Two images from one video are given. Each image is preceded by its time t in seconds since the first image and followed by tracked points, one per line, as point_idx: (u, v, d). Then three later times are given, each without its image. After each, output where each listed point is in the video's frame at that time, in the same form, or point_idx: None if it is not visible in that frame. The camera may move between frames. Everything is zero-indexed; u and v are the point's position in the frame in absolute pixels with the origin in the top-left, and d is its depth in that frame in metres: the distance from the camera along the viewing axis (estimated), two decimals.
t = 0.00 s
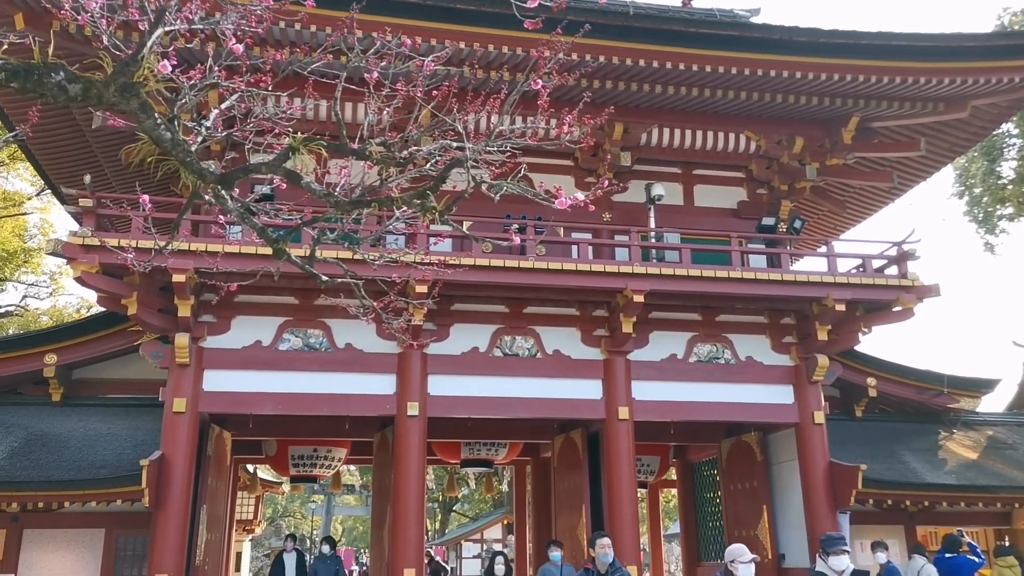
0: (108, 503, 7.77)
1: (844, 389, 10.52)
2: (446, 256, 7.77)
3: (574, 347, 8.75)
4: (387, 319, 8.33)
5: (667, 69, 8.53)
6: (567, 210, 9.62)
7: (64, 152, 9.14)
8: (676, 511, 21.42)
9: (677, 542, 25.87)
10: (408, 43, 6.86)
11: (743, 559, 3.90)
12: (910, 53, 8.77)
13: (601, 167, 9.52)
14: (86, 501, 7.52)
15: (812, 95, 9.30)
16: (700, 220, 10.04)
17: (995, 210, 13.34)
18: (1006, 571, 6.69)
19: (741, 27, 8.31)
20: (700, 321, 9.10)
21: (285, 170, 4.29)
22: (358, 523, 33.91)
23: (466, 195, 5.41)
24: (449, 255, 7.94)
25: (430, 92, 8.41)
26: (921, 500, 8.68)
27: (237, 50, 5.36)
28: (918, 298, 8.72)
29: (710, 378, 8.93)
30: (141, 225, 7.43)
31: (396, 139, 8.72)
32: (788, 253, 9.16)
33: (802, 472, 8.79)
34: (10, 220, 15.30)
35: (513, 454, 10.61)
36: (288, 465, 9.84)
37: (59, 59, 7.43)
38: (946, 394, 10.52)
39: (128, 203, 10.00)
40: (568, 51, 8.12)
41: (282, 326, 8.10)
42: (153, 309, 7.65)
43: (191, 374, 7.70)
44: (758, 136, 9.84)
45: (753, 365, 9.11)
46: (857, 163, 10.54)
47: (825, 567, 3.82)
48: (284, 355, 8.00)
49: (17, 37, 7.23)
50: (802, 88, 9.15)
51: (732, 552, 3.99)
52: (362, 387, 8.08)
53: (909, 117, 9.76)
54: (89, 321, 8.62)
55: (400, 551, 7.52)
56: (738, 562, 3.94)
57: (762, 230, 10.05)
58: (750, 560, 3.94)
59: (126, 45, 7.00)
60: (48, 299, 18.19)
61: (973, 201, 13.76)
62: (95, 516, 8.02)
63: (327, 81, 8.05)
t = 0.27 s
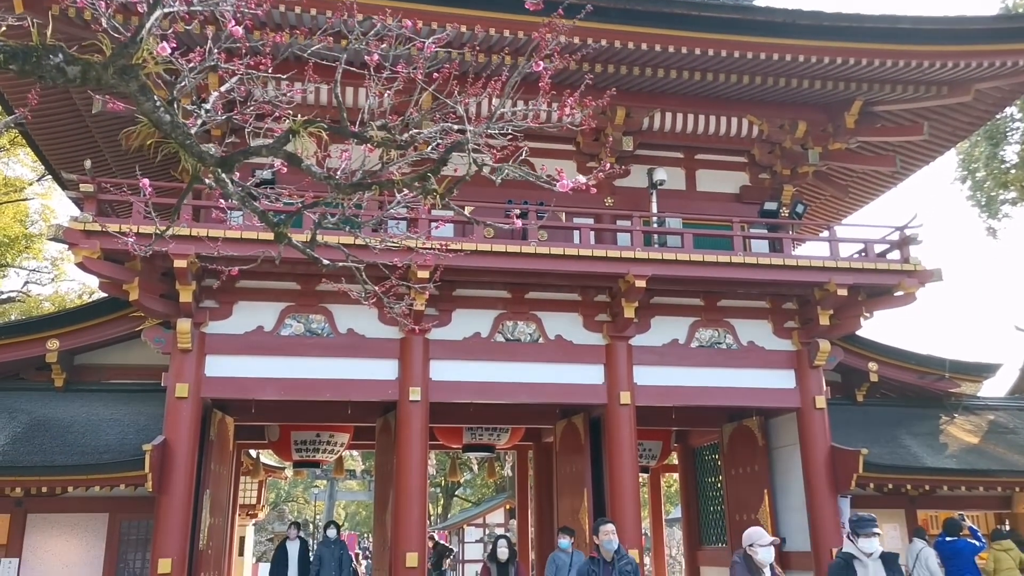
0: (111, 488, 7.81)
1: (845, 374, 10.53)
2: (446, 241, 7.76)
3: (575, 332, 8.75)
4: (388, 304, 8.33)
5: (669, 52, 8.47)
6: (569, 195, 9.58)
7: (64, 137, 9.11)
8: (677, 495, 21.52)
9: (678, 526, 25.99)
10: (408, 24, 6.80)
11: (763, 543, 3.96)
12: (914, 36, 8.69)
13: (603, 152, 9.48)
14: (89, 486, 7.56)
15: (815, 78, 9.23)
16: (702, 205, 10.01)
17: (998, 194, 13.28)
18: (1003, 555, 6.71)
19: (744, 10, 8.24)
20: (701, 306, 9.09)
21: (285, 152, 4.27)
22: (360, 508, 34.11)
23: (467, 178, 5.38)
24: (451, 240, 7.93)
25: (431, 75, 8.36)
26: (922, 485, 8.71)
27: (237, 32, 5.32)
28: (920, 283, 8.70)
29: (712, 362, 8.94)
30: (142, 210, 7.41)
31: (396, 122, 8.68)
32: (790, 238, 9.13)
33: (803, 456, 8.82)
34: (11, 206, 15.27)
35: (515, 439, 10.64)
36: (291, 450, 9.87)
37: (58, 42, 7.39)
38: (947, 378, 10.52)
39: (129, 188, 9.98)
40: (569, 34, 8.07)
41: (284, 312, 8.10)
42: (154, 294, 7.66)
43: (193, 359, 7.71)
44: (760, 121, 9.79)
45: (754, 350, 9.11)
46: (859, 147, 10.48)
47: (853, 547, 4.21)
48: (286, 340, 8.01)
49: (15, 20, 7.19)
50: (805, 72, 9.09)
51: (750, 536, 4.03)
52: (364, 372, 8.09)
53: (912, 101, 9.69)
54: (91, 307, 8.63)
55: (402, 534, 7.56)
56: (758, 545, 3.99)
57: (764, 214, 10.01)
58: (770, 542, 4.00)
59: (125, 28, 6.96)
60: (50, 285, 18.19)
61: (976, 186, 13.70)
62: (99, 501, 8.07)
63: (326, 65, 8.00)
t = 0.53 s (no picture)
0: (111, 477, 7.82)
1: (845, 363, 10.54)
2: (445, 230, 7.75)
3: (575, 322, 8.74)
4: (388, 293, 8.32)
5: (669, 41, 8.43)
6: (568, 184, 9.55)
7: (62, 126, 9.07)
8: (676, 484, 21.58)
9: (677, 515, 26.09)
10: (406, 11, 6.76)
11: (787, 532, 3.92)
12: (915, 24, 8.66)
13: (603, 141, 9.44)
14: (89, 474, 7.57)
15: (816, 67, 9.20)
16: (702, 194, 9.98)
17: (997, 183, 13.26)
18: (997, 544, 6.74)
19: None
20: (701, 295, 9.09)
21: (284, 139, 4.25)
22: (360, 497, 34.22)
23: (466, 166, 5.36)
24: (450, 229, 7.91)
25: (430, 62, 8.33)
26: (920, 474, 8.73)
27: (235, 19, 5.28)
28: (919, 272, 8.69)
29: (711, 352, 8.94)
30: (141, 200, 7.39)
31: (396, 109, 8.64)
32: (790, 228, 9.11)
33: (802, 445, 8.83)
34: (9, 195, 15.23)
35: (515, 428, 10.66)
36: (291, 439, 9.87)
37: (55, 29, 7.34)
38: (946, 367, 10.53)
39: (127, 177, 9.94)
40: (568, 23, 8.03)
41: (284, 301, 8.09)
42: (153, 284, 7.64)
43: (193, 349, 7.71)
44: (761, 110, 9.75)
45: (754, 339, 9.11)
46: (859, 136, 10.45)
47: (875, 535, 4.06)
48: (286, 330, 8.00)
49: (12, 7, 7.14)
50: (806, 60, 9.04)
51: (773, 523, 3.99)
52: (364, 361, 8.09)
53: (912, 90, 9.65)
54: (90, 296, 8.62)
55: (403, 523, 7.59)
56: (780, 534, 3.95)
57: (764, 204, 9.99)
58: (792, 532, 3.96)
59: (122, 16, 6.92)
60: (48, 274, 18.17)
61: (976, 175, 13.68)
62: (99, 490, 8.08)
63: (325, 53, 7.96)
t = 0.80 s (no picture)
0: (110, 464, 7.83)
1: (842, 351, 10.56)
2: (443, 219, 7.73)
3: (572, 310, 8.74)
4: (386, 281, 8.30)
5: (668, 27, 8.39)
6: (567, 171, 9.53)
7: (58, 112, 9.01)
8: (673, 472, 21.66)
9: (674, 503, 26.21)
10: None
11: (815, 523, 3.77)
12: (914, 11, 8.62)
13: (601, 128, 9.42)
14: (88, 462, 7.58)
15: (814, 55, 9.16)
16: (701, 182, 9.96)
17: (995, 171, 13.25)
18: (988, 530, 6.78)
19: None
20: (699, 283, 9.09)
21: (281, 124, 4.23)
22: (358, 485, 34.32)
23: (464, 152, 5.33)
24: (448, 217, 7.89)
25: (427, 47, 8.28)
26: (916, 461, 8.77)
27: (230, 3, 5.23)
28: (917, 260, 8.69)
29: (709, 340, 8.95)
30: (137, 187, 7.35)
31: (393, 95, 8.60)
32: (788, 216, 9.10)
33: (800, 432, 8.85)
34: (6, 182, 15.15)
35: (512, 416, 10.67)
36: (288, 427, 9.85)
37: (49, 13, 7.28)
38: (943, 355, 10.55)
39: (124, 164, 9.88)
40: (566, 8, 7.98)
41: (281, 289, 8.08)
42: (151, 271, 7.62)
43: (191, 336, 7.70)
44: (759, 97, 9.72)
45: (751, 327, 9.12)
46: (858, 123, 10.42)
47: (892, 525, 3.98)
48: (284, 317, 7.99)
49: None
50: (805, 47, 9.01)
51: (801, 511, 3.85)
52: (361, 349, 8.08)
53: (910, 77, 9.62)
54: (87, 284, 8.60)
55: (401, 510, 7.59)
56: (807, 524, 3.81)
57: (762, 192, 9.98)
58: (817, 523, 3.80)
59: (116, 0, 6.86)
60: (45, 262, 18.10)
61: (973, 162, 13.65)
62: (96, 477, 8.09)
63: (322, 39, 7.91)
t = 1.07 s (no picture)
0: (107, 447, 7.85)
1: (838, 335, 10.58)
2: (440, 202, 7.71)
3: (569, 294, 8.74)
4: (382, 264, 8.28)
5: (666, 9, 8.32)
6: (564, 155, 9.49)
7: (52, 93, 8.94)
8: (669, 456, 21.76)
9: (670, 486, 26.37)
10: None
11: (836, 507, 3.64)
12: None
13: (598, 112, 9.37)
14: (85, 444, 7.58)
15: (813, 37, 9.11)
16: (698, 166, 9.92)
17: (993, 155, 13.22)
18: (982, 512, 6.79)
19: None
20: (696, 268, 9.08)
21: (277, 104, 4.19)
22: (355, 468, 34.43)
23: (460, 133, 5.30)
24: (444, 200, 7.86)
25: (424, 28, 8.21)
26: (911, 444, 8.81)
27: None
28: (914, 244, 8.69)
29: (706, 324, 8.96)
30: (133, 169, 7.31)
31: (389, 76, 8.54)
32: (786, 199, 9.08)
33: (795, 416, 8.89)
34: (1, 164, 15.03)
35: (509, 400, 10.69)
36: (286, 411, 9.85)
37: None
38: (939, 339, 10.57)
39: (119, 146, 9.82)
40: None
41: (278, 272, 8.06)
42: (147, 254, 7.59)
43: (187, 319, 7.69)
44: (758, 81, 9.67)
45: (748, 311, 9.12)
46: (856, 107, 10.37)
47: (911, 502, 4.00)
48: (281, 300, 7.98)
49: None
50: (804, 30, 8.95)
51: (823, 493, 3.72)
52: (358, 333, 8.08)
53: (909, 61, 9.56)
54: (82, 267, 8.57)
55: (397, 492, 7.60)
56: (828, 507, 3.68)
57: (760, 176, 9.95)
58: (840, 506, 3.65)
59: None
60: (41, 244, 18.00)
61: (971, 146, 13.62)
62: (93, 460, 8.10)
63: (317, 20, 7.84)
